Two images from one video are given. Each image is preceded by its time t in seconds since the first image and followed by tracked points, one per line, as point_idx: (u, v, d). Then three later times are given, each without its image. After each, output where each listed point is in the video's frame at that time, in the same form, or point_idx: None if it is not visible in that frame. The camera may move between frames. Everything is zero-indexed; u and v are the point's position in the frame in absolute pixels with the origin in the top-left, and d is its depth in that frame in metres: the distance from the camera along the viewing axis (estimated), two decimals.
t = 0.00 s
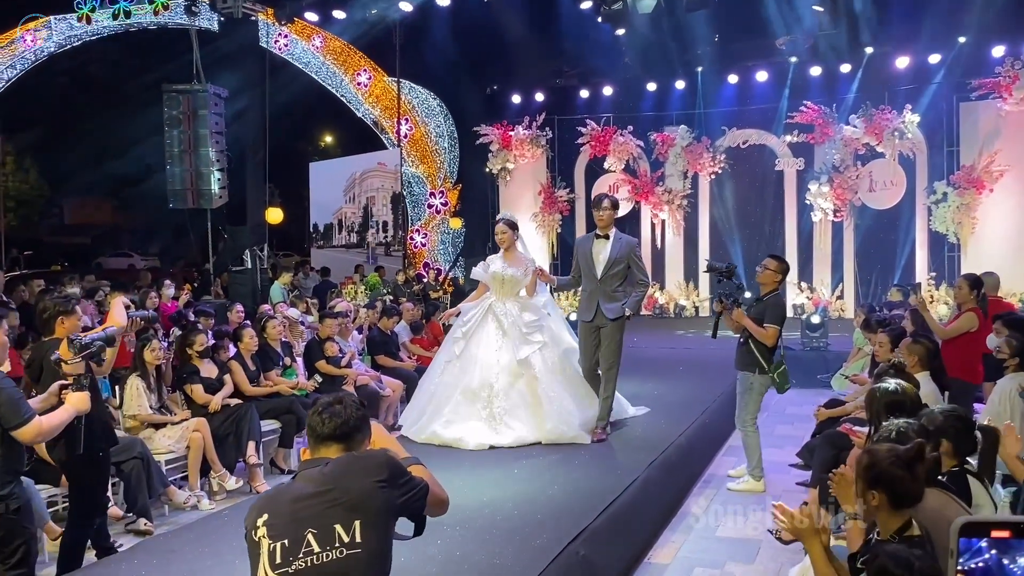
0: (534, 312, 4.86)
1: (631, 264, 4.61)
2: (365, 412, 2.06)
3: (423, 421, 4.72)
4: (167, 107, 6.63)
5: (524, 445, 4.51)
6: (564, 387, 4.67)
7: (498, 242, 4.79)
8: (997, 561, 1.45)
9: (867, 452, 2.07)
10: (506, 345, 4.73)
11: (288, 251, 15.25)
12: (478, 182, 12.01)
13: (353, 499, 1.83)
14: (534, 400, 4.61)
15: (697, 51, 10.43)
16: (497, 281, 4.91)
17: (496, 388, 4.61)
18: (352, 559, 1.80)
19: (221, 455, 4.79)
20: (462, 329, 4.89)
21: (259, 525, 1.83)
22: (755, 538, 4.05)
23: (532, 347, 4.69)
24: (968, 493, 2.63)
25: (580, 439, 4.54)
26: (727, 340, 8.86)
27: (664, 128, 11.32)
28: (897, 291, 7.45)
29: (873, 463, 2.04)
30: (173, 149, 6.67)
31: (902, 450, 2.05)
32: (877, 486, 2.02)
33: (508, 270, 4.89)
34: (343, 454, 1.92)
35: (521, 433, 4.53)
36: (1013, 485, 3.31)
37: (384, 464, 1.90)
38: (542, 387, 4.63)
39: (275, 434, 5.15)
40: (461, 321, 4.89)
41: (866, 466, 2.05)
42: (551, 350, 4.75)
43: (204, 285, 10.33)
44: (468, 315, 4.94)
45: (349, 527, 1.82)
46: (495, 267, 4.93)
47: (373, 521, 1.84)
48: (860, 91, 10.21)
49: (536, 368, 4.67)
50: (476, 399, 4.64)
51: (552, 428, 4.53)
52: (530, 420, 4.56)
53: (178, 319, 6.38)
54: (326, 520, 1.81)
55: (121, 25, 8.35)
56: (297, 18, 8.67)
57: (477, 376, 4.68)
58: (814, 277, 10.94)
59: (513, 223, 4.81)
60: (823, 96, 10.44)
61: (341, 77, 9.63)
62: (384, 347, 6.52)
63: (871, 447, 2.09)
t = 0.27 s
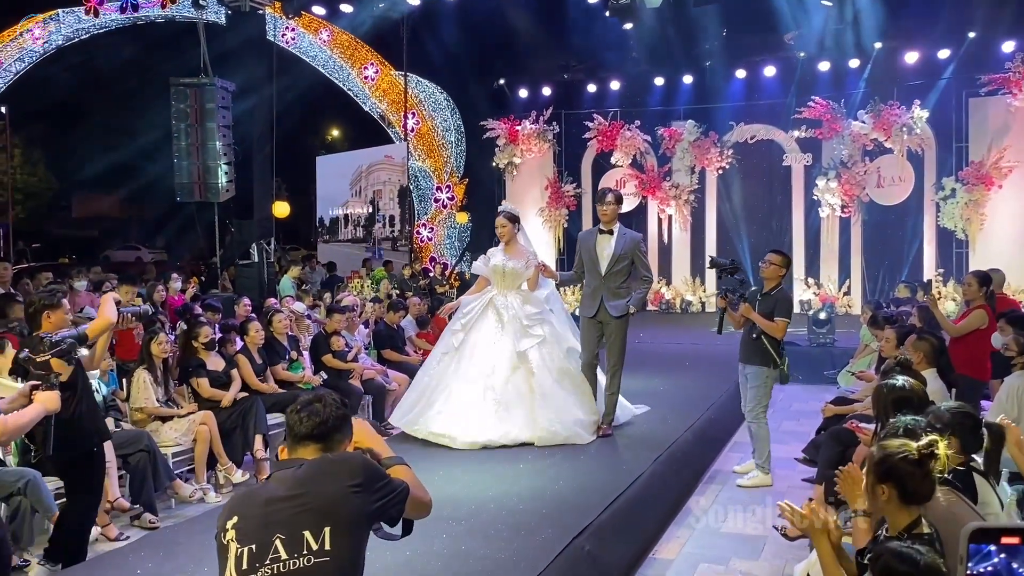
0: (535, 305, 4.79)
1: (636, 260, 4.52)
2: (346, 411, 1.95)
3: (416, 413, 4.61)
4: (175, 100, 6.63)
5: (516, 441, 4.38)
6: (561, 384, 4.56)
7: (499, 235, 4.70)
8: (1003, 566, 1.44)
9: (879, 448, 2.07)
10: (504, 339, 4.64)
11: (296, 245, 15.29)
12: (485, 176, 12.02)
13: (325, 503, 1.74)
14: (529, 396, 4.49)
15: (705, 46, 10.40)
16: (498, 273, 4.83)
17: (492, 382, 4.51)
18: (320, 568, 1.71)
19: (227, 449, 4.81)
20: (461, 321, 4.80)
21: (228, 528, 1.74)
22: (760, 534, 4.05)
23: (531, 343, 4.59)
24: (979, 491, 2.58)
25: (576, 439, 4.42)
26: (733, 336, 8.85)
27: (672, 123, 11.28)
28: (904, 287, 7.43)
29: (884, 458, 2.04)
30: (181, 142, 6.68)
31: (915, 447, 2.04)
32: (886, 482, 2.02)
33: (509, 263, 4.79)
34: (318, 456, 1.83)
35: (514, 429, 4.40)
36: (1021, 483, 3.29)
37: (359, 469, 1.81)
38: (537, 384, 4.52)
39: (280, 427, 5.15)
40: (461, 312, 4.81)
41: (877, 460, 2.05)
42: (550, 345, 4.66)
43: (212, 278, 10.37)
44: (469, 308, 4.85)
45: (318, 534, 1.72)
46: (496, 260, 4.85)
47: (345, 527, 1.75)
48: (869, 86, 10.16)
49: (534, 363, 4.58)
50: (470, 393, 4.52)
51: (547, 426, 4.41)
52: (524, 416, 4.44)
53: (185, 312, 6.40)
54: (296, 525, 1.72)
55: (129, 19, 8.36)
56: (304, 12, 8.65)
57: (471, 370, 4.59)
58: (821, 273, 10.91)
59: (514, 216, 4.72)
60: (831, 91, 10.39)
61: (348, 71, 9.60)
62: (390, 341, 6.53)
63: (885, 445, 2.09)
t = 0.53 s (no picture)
0: (536, 299, 4.65)
1: (637, 258, 4.45)
2: (330, 408, 1.93)
3: (404, 403, 4.48)
4: (182, 95, 6.64)
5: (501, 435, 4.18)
6: (554, 379, 4.36)
7: (499, 231, 4.58)
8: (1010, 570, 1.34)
9: (896, 445, 2.08)
10: (499, 330, 4.52)
11: (302, 240, 15.31)
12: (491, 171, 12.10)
13: (305, 504, 1.70)
14: (520, 390, 4.30)
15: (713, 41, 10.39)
16: (499, 269, 4.68)
17: (483, 373, 4.37)
18: (299, 571, 1.67)
19: (234, 442, 4.84)
20: (461, 313, 4.70)
21: (207, 530, 1.71)
22: (765, 531, 4.05)
23: (525, 335, 4.46)
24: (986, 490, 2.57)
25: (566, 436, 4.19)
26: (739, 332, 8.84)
27: (678, 119, 11.25)
28: (910, 284, 7.42)
29: (902, 454, 2.04)
30: (188, 137, 6.69)
31: (936, 444, 2.04)
32: (905, 478, 2.03)
33: (509, 258, 4.64)
34: (297, 455, 1.79)
35: (500, 422, 4.21)
36: None
37: (340, 467, 1.77)
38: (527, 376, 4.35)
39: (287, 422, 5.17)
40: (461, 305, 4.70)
41: (896, 457, 2.05)
42: (548, 340, 4.50)
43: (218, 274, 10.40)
44: (471, 300, 4.76)
45: (297, 536, 1.68)
46: (496, 256, 4.70)
47: (327, 529, 1.71)
48: (876, 83, 10.11)
49: (528, 357, 4.42)
50: (460, 383, 4.38)
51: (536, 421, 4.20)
52: (511, 409, 4.23)
53: (192, 306, 6.41)
54: (275, 527, 1.68)
55: (136, 14, 8.37)
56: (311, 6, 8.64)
57: (463, 359, 4.48)
58: (827, 270, 10.89)
59: (514, 211, 4.59)
60: (839, 88, 10.35)
61: (355, 66, 9.60)
62: (396, 337, 6.54)
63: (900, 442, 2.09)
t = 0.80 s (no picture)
0: (532, 299, 4.55)
1: (635, 255, 4.36)
2: (328, 408, 1.85)
3: (408, 414, 4.50)
4: (190, 92, 6.66)
5: (499, 445, 4.14)
6: (555, 383, 4.29)
7: (499, 231, 4.56)
8: None
9: (917, 445, 2.06)
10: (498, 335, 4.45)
11: (308, 236, 15.34)
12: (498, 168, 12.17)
13: (305, 510, 1.65)
14: (518, 396, 4.24)
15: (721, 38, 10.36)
16: (497, 271, 4.63)
17: (481, 381, 4.34)
18: None
19: (241, 438, 4.86)
20: (460, 319, 4.68)
21: (204, 536, 1.66)
22: (771, 529, 4.05)
23: (523, 338, 4.38)
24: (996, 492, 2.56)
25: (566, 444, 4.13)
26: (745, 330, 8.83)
27: (686, 116, 11.24)
28: (918, 283, 7.40)
29: (923, 454, 2.02)
30: (196, 134, 6.71)
31: (958, 444, 2.03)
32: (929, 478, 2.01)
33: (506, 259, 4.59)
34: (295, 460, 1.73)
35: (498, 432, 4.17)
36: None
37: (342, 472, 1.71)
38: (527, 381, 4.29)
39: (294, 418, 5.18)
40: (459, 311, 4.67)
41: (917, 458, 2.04)
42: (546, 342, 4.42)
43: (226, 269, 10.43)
44: (470, 305, 4.71)
45: (297, 542, 1.64)
46: (493, 257, 4.65)
47: (327, 534, 1.67)
48: (884, 81, 10.09)
49: (528, 361, 4.35)
50: (460, 393, 4.36)
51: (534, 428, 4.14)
52: (509, 418, 4.19)
53: (200, 302, 6.44)
54: (275, 534, 1.63)
55: (145, 10, 8.40)
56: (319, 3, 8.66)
57: (463, 368, 4.44)
58: (835, 268, 10.87)
59: (513, 211, 4.56)
60: (846, 85, 10.33)
61: (362, 62, 9.61)
62: (403, 333, 6.55)
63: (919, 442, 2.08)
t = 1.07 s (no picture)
0: (527, 300, 4.55)
1: (636, 252, 4.31)
2: (335, 411, 1.79)
3: (410, 418, 4.48)
4: (199, 89, 6.68)
5: (502, 447, 4.13)
6: (554, 382, 4.28)
7: (496, 226, 4.54)
8: None
9: (923, 444, 2.06)
10: (493, 336, 4.45)
11: (316, 234, 15.37)
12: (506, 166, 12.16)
13: (313, 517, 1.59)
14: (517, 399, 4.25)
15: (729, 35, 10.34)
16: (489, 267, 4.65)
17: (480, 386, 4.33)
18: None
19: (250, 435, 4.87)
20: (454, 320, 4.63)
21: (210, 544, 1.61)
22: (780, 528, 4.04)
23: (519, 339, 4.38)
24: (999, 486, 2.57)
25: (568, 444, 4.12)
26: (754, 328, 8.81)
27: (694, 114, 11.21)
28: (927, 282, 7.38)
29: (931, 453, 2.02)
30: (205, 131, 6.72)
31: (964, 442, 2.04)
32: (938, 476, 2.01)
33: (498, 255, 4.60)
34: (301, 465, 1.67)
35: (501, 435, 4.16)
36: None
37: (348, 479, 1.65)
38: (526, 380, 4.29)
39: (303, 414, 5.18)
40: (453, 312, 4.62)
41: (924, 456, 2.04)
42: (542, 343, 4.41)
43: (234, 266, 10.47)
44: (463, 306, 4.70)
45: (306, 551, 1.58)
46: (487, 253, 4.66)
47: (337, 542, 1.61)
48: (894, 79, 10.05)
49: (526, 360, 4.35)
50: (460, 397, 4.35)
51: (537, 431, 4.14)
52: (512, 421, 4.19)
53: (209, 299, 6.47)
54: (282, 542, 1.58)
55: (154, 7, 8.42)
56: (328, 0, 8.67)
57: (461, 371, 4.43)
58: (843, 266, 10.84)
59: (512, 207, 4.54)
60: (855, 83, 10.29)
61: (370, 60, 9.61)
62: (411, 331, 6.56)
63: (926, 440, 2.08)
